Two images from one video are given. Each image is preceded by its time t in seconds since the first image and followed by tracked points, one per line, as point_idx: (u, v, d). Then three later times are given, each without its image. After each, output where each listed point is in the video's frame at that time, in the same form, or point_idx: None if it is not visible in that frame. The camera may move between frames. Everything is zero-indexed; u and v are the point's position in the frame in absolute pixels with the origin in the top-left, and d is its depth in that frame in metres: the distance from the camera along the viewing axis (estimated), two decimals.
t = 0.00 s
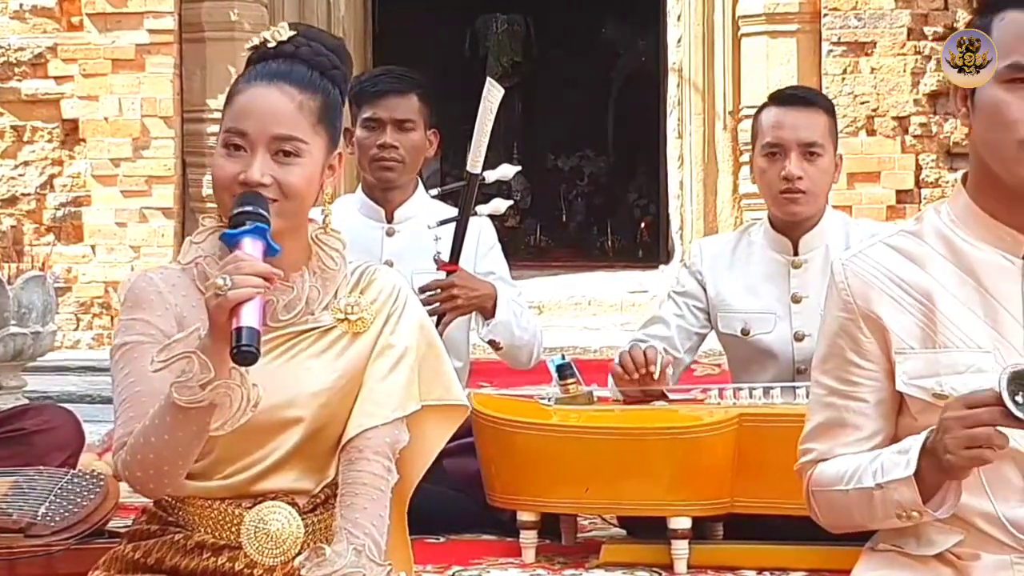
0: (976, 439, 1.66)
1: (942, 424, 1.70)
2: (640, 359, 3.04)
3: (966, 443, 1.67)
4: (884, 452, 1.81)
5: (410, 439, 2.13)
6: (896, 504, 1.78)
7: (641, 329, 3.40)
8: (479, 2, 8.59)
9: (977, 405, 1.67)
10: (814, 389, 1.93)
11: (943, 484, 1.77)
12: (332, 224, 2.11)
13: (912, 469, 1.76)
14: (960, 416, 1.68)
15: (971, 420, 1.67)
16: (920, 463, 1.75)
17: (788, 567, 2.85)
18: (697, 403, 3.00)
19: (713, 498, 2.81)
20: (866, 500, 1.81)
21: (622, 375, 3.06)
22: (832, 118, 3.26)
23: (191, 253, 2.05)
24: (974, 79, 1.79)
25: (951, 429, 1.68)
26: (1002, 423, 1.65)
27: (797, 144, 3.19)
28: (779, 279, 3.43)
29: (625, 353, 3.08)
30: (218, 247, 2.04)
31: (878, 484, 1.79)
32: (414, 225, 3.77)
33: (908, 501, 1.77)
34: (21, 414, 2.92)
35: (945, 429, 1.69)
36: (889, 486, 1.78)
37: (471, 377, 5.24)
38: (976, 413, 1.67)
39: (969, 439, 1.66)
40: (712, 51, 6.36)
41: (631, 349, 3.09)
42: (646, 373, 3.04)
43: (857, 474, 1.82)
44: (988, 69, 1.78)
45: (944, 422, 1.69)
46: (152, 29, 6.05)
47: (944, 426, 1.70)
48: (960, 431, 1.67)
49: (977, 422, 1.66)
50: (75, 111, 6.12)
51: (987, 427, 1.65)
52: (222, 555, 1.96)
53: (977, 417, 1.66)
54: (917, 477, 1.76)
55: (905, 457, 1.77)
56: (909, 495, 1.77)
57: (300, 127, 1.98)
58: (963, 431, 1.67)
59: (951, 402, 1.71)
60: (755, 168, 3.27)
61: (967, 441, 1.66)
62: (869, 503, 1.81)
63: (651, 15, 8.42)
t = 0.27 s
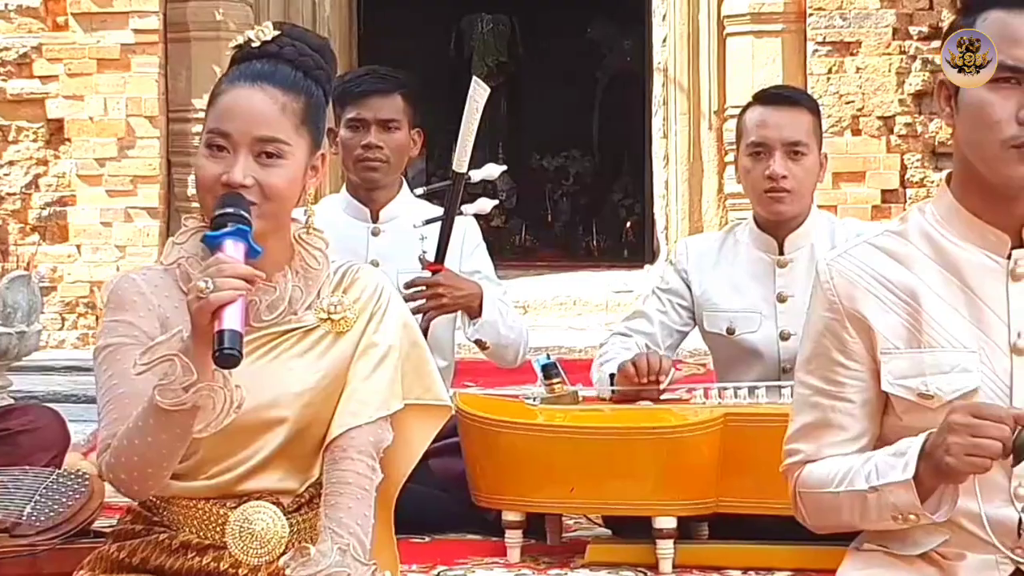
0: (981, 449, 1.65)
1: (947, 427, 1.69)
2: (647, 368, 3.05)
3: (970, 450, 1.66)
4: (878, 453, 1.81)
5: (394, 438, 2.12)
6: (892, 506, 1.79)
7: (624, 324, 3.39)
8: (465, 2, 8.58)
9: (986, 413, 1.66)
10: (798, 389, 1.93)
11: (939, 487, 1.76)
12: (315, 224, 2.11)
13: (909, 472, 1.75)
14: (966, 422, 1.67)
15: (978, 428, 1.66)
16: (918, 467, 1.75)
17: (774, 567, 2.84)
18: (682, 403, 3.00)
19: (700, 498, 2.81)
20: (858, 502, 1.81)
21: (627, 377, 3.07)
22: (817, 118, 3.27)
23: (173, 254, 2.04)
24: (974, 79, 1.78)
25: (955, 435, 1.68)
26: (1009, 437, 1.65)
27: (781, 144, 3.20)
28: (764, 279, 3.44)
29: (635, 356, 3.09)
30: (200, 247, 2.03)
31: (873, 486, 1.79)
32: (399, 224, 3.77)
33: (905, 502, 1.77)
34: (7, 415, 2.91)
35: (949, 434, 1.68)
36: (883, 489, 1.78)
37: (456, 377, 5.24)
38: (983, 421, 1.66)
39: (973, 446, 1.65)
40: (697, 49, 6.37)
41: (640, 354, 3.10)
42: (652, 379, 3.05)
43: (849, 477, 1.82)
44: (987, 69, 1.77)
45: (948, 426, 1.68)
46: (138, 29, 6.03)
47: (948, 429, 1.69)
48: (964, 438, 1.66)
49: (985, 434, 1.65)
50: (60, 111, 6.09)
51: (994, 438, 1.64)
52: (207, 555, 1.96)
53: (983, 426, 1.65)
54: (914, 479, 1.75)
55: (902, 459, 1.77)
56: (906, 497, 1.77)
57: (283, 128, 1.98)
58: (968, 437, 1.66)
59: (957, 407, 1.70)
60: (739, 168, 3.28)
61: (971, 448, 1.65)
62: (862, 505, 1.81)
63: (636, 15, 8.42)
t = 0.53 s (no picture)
0: (965, 463, 1.63)
1: (938, 434, 1.67)
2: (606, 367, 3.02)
3: (954, 462, 1.64)
4: (862, 454, 1.81)
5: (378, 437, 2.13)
6: (875, 507, 1.78)
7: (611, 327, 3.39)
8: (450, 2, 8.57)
9: (979, 429, 1.64)
10: (784, 388, 1.93)
11: (922, 491, 1.76)
12: (297, 224, 2.10)
13: (892, 473, 1.75)
14: (958, 434, 1.65)
15: (968, 442, 1.64)
16: (901, 470, 1.74)
17: (759, 568, 2.86)
18: (668, 403, 3.00)
19: (685, 499, 2.82)
20: (842, 502, 1.81)
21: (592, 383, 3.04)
22: (797, 119, 3.27)
23: (157, 255, 2.03)
24: (974, 79, 1.77)
25: (944, 444, 1.66)
26: (996, 457, 1.63)
27: (763, 150, 3.19)
28: (749, 279, 3.45)
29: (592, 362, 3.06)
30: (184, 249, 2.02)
31: (856, 486, 1.79)
32: (384, 225, 3.76)
33: (887, 504, 1.77)
34: None
35: (938, 442, 1.67)
36: (867, 490, 1.78)
37: (441, 377, 5.23)
38: (974, 436, 1.64)
39: (959, 459, 1.64)
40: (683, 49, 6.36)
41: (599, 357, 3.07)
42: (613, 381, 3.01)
43: (832, 476, 1.82)
44: (987, 69, 1.77)
45: (940, 434, 1.67)
46: (123, 30, 6.01)
47: (938, 437, 1.67)
48: (953, 449, 1.65)
49: (973, 449, 1.63)
50: (46, 112, 6.06)
51: (982, 455, 1.63)
52: (192, 555, 1.95)
53: (974, 440, 1.64)
54: (896, 481, 1.75)
55: (886, 461, 1.76)
56: (888, 498, 1.77)
57: (267, 129, 1.97)
58: (956, 449, 1.64)
59: (953, 417, 1.68)
60: (722, 173, 3.28)
61: (956, 460, 1.64)
62: (845, 505, 1.81)
63: (621, 16, 8.42)
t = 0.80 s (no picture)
0: (955, 465, 1.65)
1: (927, 436, 1.68)
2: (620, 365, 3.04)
3: (943, 464, 1.66)
4: (847, 454, 1.81)
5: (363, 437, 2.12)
6: (861, 508, 1.79)
7: (596, 325, 3.40)
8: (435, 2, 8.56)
9: (969, 431, 1.66)
10: (769, 388, 1.93)
11: (908, 491, 1.76)
12: (280, 222, 2.09)
13: (879, 474, 1.75)
14: (948, 436, 1.66)
15: (958, 444, 1.65)
16: (887, 470, 1.75)
17: (744, 567, 2.86)
18: (653, 403, 3.01)
19: (671, 498, 2.82)
20: (827, 501, 1.81)
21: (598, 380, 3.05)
22: (772, 118, 3.28)
23: (140, 256, 2.01)
24: (974, 79, 1.77)
25: (934, 446, 1.67)
26: (986, 459, 1.65)
27: (741, 153, 3.20)
28: (733, 278, 3.45)
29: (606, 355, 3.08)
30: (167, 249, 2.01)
31: (842, 487, 1.79)
32: (369, 225, 3.75)
33: (873, 505, 1.77)
34: None
35: (927, 443, 1.68)
36: (853, 490, 1.78)
37: (426, 378, 5.23)
38: (965, 438, 1.65)
39: (948, 461, 1.65)
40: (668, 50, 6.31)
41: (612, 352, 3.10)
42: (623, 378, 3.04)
43: (818, 477, 1.82)
44: (987, 69, 1.77)
45: (930, 435, 1.68)
46: (108, 29, 5.99)
47: (927, 438, 1.69)
48: (942, 451, 1.66)
49: (963, 450, 1.65)
50: (31, 111, 6.04)
51: (971, 457, 1.64)
52: (177, 555, 1.94)
53: (964, 442, 1.65)
54: (882, 481, 1.75)
55: (872, 461, 1.77)
56: (874, 499, 1.77)
57: (249, 127, 1.97)
58: (946, 451, 1.66)
59: (943, 419, 1.69)
60: (702, 177, 3.29)
61: (946, 462, 1.65)
62: (831, 505, 1.81)
63: (606, 16, 8.41)
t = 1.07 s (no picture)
0: (943, 456, 1.65)
1: (913, 430, 1.68)
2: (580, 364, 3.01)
3: (932, 456, 1.65)
4: (834, 454, 1.81)
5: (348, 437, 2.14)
6: (847, 507, 1.78)
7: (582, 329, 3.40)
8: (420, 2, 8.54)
9: (954, 421, 1.66)
10: (755, 388, 1.93)
11: (895, 490, 1.76)
12: (264, 221, 2.09)
13: (865, 472, 1.75)
14: (934, 429, 1.66)
15: (945, 436, 1.65)
16: (874, 469, 1.75)
17: (729, 567, 2.86)
18: (638, 403, 3.01)
19: (656, 498, 2.82)
20: (814, 501, 1.81)
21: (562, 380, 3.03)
22: (750, 119, 3.28)
23: (124, 257, 2.01)
24: (974, 79, 1.76)
25: (921, 439, 1.67)
26: (973, 448, 1.65)
27: (718, 158, 3.19)
28: (713, 281, 3.45)
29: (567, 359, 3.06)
30: (153, 249, 2.01)
31: (828, 486, 1.79)
32: (355, 225, 3.74)
33: (859, 504, 1.77)
34: None
35: (914, 436, 1.68)
36: (839, 490, 1.78)
37: (412, 378, 5.23)
38: (951, 429, 1.65)
39: (937, 453, 1.65)
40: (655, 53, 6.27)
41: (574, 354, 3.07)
42: (587, 380, 3.01)
43: (804, 476, 1.82)
44: (987, 69, 1.76)
45: (916, 430, 1.68)
46: (94, 30, 5.97)
47: (913, 431, 1.68)
48: (930, 444, 1.66)
49: (950, 441, 1.65)
50: (16, 111, 6.01)
51: (959, 447, 1.64)
52: (161, 555, 1.93)
53: (950, 433, 1.65)
54: (869, 481, 1.75)
55: (859, 461, 1.77)
56: (860, 498, 1.77)
57: (232, 126, 1.96)
58: (934, 444, 1.66)
59: (927, 413, 1.69)
60: (682, 181, 3.31)
61: (935, 454, 1.65)
62: (818, 504, 1.81)
63: (591, 15, 8.40)
